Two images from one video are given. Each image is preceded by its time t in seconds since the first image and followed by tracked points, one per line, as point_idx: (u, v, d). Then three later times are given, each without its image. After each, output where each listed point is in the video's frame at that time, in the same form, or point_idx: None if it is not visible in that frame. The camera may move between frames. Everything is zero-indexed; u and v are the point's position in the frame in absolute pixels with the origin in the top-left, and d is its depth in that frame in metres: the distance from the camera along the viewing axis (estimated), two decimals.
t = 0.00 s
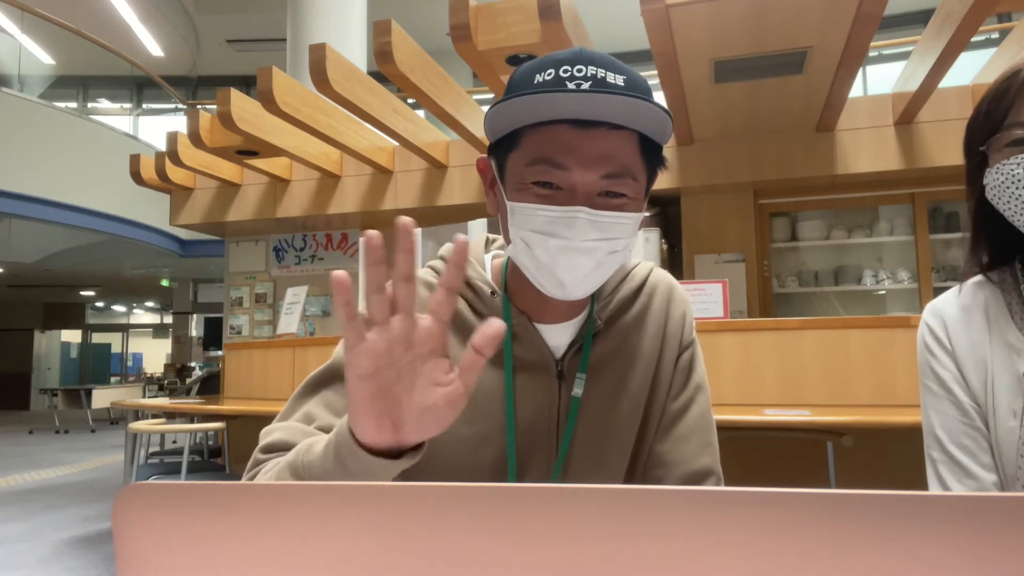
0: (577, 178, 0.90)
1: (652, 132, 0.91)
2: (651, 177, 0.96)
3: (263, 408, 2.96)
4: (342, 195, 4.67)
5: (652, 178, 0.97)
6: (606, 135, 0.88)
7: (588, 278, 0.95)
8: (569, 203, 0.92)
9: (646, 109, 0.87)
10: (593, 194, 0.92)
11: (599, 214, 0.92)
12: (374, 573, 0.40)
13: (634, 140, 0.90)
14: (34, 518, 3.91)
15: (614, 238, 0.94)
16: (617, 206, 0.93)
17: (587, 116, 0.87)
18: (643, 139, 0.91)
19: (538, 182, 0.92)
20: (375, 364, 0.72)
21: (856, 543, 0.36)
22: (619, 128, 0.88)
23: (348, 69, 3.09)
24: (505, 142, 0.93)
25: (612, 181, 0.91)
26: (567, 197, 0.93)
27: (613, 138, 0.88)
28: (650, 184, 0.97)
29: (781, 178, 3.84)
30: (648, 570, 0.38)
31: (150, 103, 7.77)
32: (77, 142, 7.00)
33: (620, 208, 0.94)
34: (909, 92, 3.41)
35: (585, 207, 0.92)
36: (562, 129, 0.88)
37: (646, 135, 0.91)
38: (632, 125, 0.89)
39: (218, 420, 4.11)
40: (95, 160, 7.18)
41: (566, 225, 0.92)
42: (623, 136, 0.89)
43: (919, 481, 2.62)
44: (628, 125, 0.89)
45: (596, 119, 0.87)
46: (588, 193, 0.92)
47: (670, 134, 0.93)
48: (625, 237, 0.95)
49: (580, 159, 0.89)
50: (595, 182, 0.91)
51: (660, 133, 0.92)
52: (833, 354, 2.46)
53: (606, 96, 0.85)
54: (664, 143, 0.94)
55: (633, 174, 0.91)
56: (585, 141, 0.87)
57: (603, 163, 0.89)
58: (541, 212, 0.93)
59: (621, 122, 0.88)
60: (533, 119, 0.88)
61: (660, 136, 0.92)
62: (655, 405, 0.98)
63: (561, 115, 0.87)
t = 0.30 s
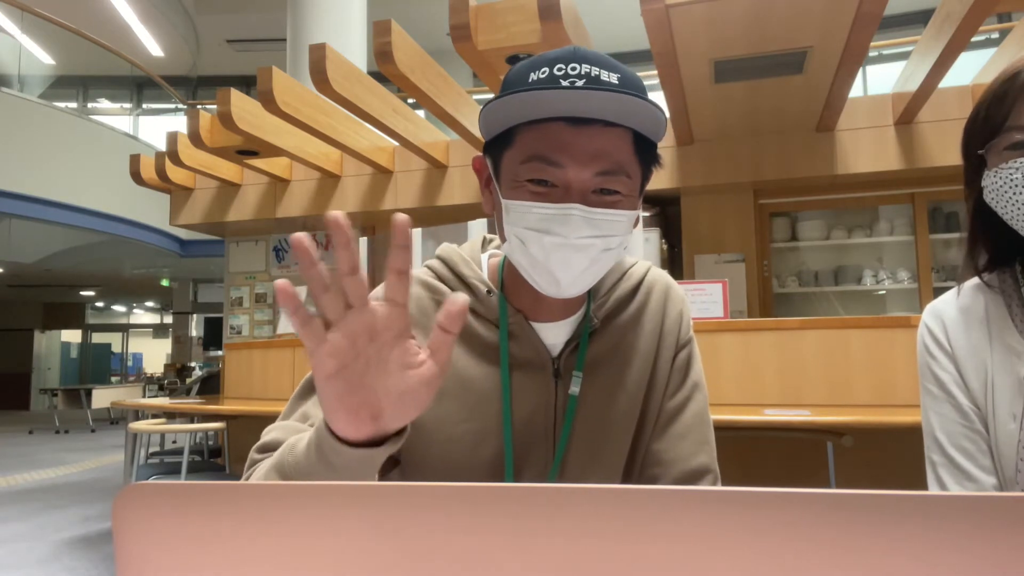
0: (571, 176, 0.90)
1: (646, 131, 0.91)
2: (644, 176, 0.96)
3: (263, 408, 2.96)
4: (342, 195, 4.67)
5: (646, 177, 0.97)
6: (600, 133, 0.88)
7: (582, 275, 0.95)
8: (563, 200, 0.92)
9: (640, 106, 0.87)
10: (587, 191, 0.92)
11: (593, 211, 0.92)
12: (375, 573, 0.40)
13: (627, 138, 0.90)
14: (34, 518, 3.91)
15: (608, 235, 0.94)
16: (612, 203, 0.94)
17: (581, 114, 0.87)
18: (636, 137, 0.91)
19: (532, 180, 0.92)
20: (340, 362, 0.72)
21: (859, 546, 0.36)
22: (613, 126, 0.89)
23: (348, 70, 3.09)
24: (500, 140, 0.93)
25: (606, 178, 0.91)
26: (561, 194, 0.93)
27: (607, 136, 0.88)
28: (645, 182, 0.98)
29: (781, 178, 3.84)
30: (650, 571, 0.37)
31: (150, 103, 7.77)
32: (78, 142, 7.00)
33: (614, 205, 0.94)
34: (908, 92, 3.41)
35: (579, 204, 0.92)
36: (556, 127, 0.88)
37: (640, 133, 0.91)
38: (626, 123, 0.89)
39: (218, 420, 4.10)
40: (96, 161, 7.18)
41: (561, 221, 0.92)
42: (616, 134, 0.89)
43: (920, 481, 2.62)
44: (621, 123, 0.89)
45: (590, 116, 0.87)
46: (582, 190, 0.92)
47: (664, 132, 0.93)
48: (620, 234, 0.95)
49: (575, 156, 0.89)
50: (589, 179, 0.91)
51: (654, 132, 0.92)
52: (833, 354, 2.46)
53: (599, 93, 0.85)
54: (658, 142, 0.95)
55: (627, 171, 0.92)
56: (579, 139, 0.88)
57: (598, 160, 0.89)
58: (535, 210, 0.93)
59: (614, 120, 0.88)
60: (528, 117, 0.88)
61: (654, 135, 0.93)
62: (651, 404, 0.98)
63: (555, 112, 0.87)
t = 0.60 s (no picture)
0: (568, 175, 0.91)
1: (643, 128, 0.91)
2: (642, 173, 0.96)
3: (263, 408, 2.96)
4: (342, 195, 4.67)
5: (643, 174, 0.97)
6: (597, 131, 0.88)
7: (580, 273, 0.95)
8: (560, 199, 0.93)
9: (637, 106, 0.87)
10: (584, 190, 0.92)
11: (590, 209, 0.92)
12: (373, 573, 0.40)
13: (625, 136, 0.90)
14: (34, 518, 3.91)
15: (606, 233, 0.94)
16: (609, 201, 0.94)
17: (578, 113, 0.87)
18: (633, 136, 0.91)
19: (529, 179, 0.92)
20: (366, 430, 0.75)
21: (858, 546, 0.36)
22: (611, 124, 0.88)
23: (348, 70, 3.09)
24: (497, 139, 0.93)
25: (603, 176, 0.91)
26: (558, 193, 0.93)
27: (604, 135, 0.88)
28: (643, 180, 0.98)
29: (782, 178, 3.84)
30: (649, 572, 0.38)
31: (151, 103, 7.67)
32: (77, 142, 7.00)
33: (611, 204, 0.94)
34: (909, 92, 3.41)
35: (576, 202, 0.92)
36: (553, 126, 0.88)
37: (637, 131, 0.91)
38: (622, 121, 0.89)
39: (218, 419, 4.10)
40: (96, 161, 7.18)
41: (558, 221, 0.92)
42: (614, 132, 0.89)
43: (919, 482, 2.62)
44: (619, 121, 0.89)
45: (587, 115, 0.87)
46: (579, 189, 0.92)
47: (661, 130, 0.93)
48: (617, 232, 0.95)
49: (571, 155, 0.89)
50: (586, 178, 0.91)
51: (651, 129, 0.92)
52: (833, 354, 2.46)
53: (597, 91, 0.85)
54: (655, 139, 0.95)
55: (624, 169, 0.92)
56: (576, 139, 0.88)
57: (595, 159, 0.90)
58: (533, 209, 0.93)
59: (611, 118, 0.88)
60: (524, 116, 0.88)
61: (651, 132, 0.93)
62: (650, 403, 0.98)
63: (552, 112, 0.87)
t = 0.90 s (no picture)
0: (566, 173, 0.91)
1: (641, 126, 0.91)
2: (640, 171, 0.96)
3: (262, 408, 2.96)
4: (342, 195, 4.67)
5: (642, 172, 0.97)
6: (595, 129, 0.88)
7: (579, 272, 0.95)
8: (558, 197, 0.93)
9: (635, 104, 0.87)
10: (583, 188, 0.92)
11: (588, 207, 0.92)
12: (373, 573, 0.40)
13: (623, 134, 0.90)
14: (34, 518, 3.91)
15: (604, 231, 0.94)
16: (608, 199, 0.94)
17: (576, 111, 0.86)
18: (632, 134, 0.91)
19: (528, 178, 0.92)
20: None
21: (862, 546, 0.36)
22: (609, 122, 0.88)
23: (348, 70, 3.08)
24: (495, 138, 0.93)
25: (601, 175, 0.91)
26: (556, 191, 0.93)
27: (602, 132, 0.88)
28: (642, 177, 0.98)
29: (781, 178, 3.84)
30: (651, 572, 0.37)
31: (150, 103, 7.74)
32: (77, 142, 6.99)
33: (609, 201, 0.94)
34: (908, 92, 3.41)
35: (574, 201, 0.93)
36: (551, 124, 0.88)
37: (635, 129, 0.91)
38: (620, 119, 0.89)
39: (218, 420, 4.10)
40: (96, 161, 7.18)
41: (557, 219, 0.92)
42: (611, 130, 0.89)
43: (920, 482, 2.62)
44: (617, 119, 0.89)
45: (585, 113, 0.87)
46: (578, 187, 0.92)
47: (659, 127, 0.93)
48: (616, 230, 0.96)
49: (569, 153, 0.89)
50: (585, 176, 0.91)
51: (649, 127, 0.92)
52: (833, 353, 2.46)
53: (594, 88, 0.84)
54: (653, 137, 0.94)
55: (623, 168, 0.92)
56: (574, 137, 0.88)
57: (593, 157, 0.90)
58: (532, 207, 0.93)
59: (610, 116, 0.88)
60: (522, 115, 0.88)
61: (649, 130, 0.93)
62: (651, 404, 0.98)
63: (550, 111, 0.87)
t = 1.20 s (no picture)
0: (565, 171, 0.91)
1: (639, 124, 0.91)
2: (638, 169, 0.96)
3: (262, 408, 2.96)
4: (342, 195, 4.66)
5: (640, 170, 0.97)
6: (593, 127, 0.87)
7: (578, 270, 0.95)
8: (557, 195, 0.93)
9: (633, 102, 0.87)
10: (582, 186, 0.92)
11: (587, 205, 0.92)
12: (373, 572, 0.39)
13: (621, 132, 0.90)
14: (34, 518, 3.91)
15: (603, 229, 0.94)
16: (606, 197, 0.94)
17: (574, 110, 0.86)
18: (630, 132, 0.91)
19: (527, 176, 0.92)
20: None
21: (865, 544, 0.36)
22: (607, 120, 0.88)
23: (348, 70, 3.08)
24: (493, 137, 0.93)
25: (600, 173, 0.91)
26: (554, 189, 0.93)
27: (600, 130, 0.88)
28: (640, 176, 0.98)
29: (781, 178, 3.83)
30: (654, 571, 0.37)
31: (150, 103, 7.75)
32: (77, 142, 6.99)
33: (608, 199, 0.94)
34: (908, 92, 3.41)
35: (573, 198, 0.92)
36: (549, 122, 0.87)
37: (633, 127, 0.91)
38: (618, 117, 0.88)
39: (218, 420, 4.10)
40: (96, 161, 7.18)
41: (555, 217, 0.92)
42: (610, 129, 0.89)
43: (920, 482, 2.62)
44: (615, 118, 0.88)
45: (583, 111, 0.86)
46: (576, 185, 0.92)
47: (657, 126, 0.93)
48: (615, 228, 0.95)
49: (568, 151, 0.89)
50: (583, 174, 0.91)
51: (647, 125, 0.92)
52: (833, 353, 2.45)
53: (593, 86, 0.84)
54: (651, 135, 0.94)
55: (621, 166, 0.92)
56: (572, 135, 0.87)
57: (591, 154, 0.89)
58: (530, 205, 0.93)
59: (608, 114, 0.88)
60: (520, 113, 0.88)
61: (647, 128, 0.92)
62: (651, 403, 0.98)
63: (548, 109, 0.86)
